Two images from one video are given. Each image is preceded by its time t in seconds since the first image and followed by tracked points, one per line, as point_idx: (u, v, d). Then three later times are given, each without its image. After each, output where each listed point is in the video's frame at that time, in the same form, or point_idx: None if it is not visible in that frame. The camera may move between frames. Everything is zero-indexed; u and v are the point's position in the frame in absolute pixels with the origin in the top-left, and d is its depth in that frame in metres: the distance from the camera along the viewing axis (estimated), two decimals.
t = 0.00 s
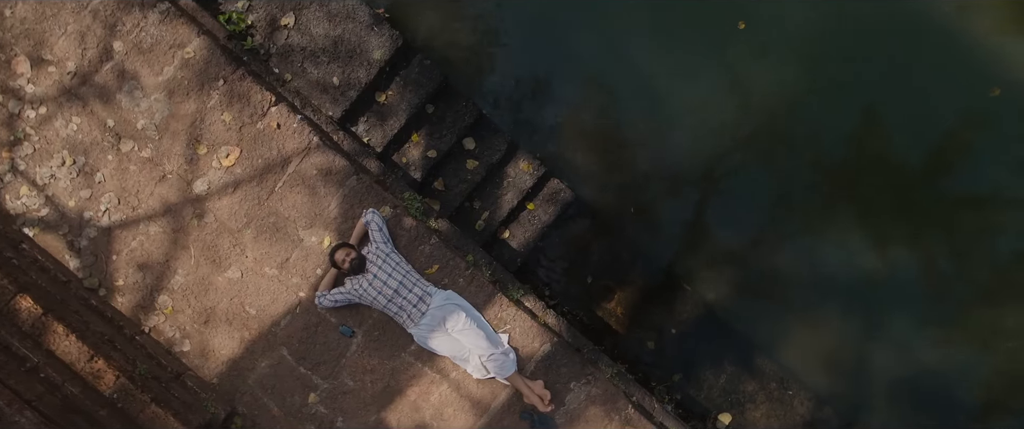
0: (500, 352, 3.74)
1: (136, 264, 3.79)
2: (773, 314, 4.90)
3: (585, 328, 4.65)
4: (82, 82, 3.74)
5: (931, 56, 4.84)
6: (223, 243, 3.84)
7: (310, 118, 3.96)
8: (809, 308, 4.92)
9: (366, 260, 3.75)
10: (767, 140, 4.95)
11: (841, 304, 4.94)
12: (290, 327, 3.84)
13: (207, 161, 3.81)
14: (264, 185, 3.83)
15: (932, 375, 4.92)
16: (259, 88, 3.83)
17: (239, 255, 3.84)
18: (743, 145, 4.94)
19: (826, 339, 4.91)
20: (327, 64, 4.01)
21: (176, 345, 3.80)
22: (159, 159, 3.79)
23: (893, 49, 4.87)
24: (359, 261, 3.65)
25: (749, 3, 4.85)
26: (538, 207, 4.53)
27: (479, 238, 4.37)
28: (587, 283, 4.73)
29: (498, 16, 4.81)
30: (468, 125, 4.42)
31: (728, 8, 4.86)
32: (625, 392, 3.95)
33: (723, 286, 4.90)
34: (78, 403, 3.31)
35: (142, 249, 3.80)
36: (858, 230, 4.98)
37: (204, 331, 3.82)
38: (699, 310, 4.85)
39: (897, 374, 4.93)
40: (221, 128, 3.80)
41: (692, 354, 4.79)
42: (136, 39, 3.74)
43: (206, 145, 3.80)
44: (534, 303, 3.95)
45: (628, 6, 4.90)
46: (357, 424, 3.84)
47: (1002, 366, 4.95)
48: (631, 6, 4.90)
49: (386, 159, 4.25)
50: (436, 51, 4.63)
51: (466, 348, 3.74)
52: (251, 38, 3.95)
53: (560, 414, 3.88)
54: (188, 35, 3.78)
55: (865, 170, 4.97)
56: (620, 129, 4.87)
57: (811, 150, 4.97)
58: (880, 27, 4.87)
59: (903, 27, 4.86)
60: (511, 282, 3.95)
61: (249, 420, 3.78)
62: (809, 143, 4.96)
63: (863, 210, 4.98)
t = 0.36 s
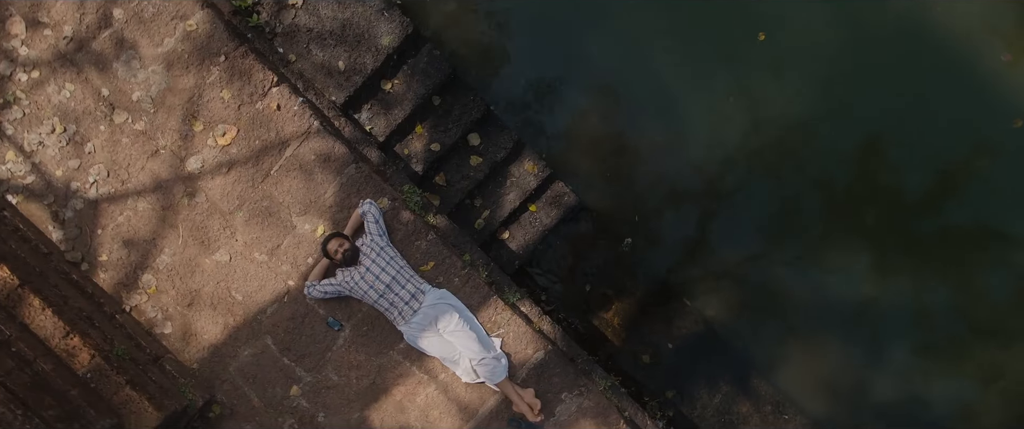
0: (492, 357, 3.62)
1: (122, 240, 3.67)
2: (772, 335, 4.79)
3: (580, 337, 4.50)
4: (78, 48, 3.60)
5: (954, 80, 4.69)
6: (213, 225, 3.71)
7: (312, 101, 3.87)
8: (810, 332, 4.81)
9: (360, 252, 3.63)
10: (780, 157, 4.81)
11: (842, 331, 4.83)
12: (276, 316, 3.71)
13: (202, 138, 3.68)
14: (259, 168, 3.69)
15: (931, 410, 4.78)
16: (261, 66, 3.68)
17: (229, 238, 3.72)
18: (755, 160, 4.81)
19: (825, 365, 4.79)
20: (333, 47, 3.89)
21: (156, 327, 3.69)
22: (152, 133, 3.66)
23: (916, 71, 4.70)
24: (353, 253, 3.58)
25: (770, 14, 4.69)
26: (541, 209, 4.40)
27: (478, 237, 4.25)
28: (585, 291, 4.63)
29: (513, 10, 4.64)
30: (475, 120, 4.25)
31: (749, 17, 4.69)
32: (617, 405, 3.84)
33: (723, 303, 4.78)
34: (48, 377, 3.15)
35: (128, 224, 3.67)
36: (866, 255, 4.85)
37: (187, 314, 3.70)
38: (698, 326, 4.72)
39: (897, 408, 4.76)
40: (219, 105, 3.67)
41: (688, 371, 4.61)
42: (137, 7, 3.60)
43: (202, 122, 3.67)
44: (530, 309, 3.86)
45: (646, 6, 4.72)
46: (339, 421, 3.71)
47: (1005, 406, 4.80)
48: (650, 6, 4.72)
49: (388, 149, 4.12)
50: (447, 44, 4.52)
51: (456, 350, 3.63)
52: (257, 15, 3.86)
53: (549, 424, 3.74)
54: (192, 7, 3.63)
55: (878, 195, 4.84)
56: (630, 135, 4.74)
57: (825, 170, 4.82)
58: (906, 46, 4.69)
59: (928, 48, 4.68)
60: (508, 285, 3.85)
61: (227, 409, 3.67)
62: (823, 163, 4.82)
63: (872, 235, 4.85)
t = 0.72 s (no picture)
0: (485, 361, 3.50)
1: (111, 217, 3.55)
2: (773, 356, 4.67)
3: (576, 347, 4.34)
4: (78, 16, 3.48)
5: (972, 105, 4.58)
6: (206, 207, 3.59)
7: (316, 86, 3.75)
8: (811, 355, 4.69)
9: (356, 244, 3.52)
10: (791, 173, 4.69)
11: (844, 356, 4.70)
12: (265, 305, 3.59)
13: (200, 117, 3.56)
14: (257, 151, 3.58)
15: None
16: (266, 47, 3.55)
17: (222, 221, 3.60)
18: (765, 175, 4.68)
19: (824, 391, 4.66)
20: (342, 32, 3.78)
21: (139, 309, 3.56)
22: (149, 108, 3.54)
23: (932, 94, 4.58)
24: (348, 245, 3.47)
25: (786, 27, 4.60)
26: (544, 212, 4.27)
27: (478, 237, 4.14)
28: (584, 299, 4.49)
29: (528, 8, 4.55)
30: (482, 117, 4.13)
31: (764, 28, 4.60)
32: (611, 419, 3.70)
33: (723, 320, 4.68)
34: (22, 355, 3.03)
35: (118, 201, 3.55)
36: (875, 281, 4.70)
37: (173, 297, 3.58)
38: (696, 342, 4.61)
39: None
40: (220, 84, 3.55)
41: (685, 387, 4.52)
42: None
43: (201, 100, 3.55)
44: (526, 314, 3.73)
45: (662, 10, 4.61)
46: (322, 417, 3.61)
47: None
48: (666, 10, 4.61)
49: (391, 141, 3.99)
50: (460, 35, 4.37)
51: (449, 352, 3.52)
52: None
53: None
54: None
55: (889, 219, 4.71)
56: (640, 142, 4.63)
57: (835, 190, 4.70)
58: (926, 67, 4.56)
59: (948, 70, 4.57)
60: (505, 288, 3.72)
61: (208, 398, 3.56)
62: (834, 183, 4.69)
63: (882, 260, 4.70)
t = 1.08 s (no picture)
0: (477, 365, 3.37)
1: (100, 186, 3.42)
2: (772, 379, 4.53)
3: (571, 355, 4.21)
4: None
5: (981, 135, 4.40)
6: (199, 183, 3.45)
7: (324, 67, 3.64)
8: (812, 382, 4.53)
9: (351, 233, 3.38)
10: (804, 192, 4.54)
11: (847, 386, 4.52)
12: (253, 289, 3.46)
13: (200, 89, 3.42)
14: (256, 129, 3.44)
15: None
16: (274, 22, 3.42)
17: (214, 199, 3.46)
18: (777, 192, 4.54)
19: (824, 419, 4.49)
20: (353, 13, 3.64)
21: (122, 283, 3.43)
22: (147, 76, 3.40)
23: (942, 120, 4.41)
24: (343, 233, 3.34)
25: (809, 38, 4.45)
26: (548, 214, 4.14)
27: (479, 235, 4.01)
28: (584, 307, 4.36)
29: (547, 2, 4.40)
30: (492, 111, 3.98)
31: (785, 39, 4.46)
32: None
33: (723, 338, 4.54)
34: None
35: (109, 170, 3.42)
36: (882, 309, 4.56)
37: (157, 274, 3.44)
38: (693, 359, 4.48)
39: None
40: (223, 57, 3.41)
41: (681, 404, 4.41)
42: None
43: (202, 73, 3.41)
44: (523, 318, 3.58)
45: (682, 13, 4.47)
46: (303, 409, 3.47)
47: None
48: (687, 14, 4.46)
49: (396, 129, 3.88)
50: (475, 26, 4.26)
51: (440, 352, 3.39)
52: None
53: None
54: None
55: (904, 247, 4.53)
56: (651, 150, 4.49)
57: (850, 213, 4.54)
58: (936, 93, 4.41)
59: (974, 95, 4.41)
60: (503, 290, 3.56)
61: (187, 381, 3.43)
62: (849, 205, 4.53)
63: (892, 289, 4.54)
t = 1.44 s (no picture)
0: (471, 368, 3.25)
1: (93, 157, 3.30)
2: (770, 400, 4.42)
3: (568, 363, 4.10)
4: None
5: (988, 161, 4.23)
6: (195, 161, 3.33)
7: (333, 50, 3.54)
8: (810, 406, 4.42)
9: (350, 223, 3.27)
10: (815, 211, 4.39)
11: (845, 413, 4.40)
12: (244, 274, 3.34)
13: (203, 64, 3.30)
14: (258, 109, 3.32)
15: None
16: None
17: (210, 178, 3.34)
18: (787, 210, 4.41)
19: None
20: None
21: (110, 259, 3.32)
22: (149, 47, 3.28)
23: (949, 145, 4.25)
24: (342, 222, 3.24)
25: (833, 52, 4.26)
26: (553, 217, 4.02)
27: (481, 233, 3.90)
28: (583, 314, 4.27)
29: None
30: (503, 107, 3.84)
31: (807, 51, 4.27)
32: None
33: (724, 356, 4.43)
34: None
35: (103, 141, 3.30)
36: (888, 338, 4.43)
37: (146, 252, 3.32)
38: (693, 376, 4.35)
39: None
40: (229, 32, 3.29)
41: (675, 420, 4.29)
42: None
43: (207, 47, 3.29)
44: (521, 323, 3.46)
45: (702, 18, 4.29)
46: (288, 402, 3.35)
47: None
48: (707, 19, 4.29)
49: (403, 119, 3.78)
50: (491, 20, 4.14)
51: (433, 352, 3.27)
52: None
53: None
54: None
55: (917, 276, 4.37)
56: (663, 158, 4.35)
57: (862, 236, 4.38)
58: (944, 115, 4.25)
59: (1000, 121, 4.22)
60: (502, 292, 3.43)
61: (169, 364, 3.32)
62: (861, 228, 4.38)
63: (899, 318, 4.41)
